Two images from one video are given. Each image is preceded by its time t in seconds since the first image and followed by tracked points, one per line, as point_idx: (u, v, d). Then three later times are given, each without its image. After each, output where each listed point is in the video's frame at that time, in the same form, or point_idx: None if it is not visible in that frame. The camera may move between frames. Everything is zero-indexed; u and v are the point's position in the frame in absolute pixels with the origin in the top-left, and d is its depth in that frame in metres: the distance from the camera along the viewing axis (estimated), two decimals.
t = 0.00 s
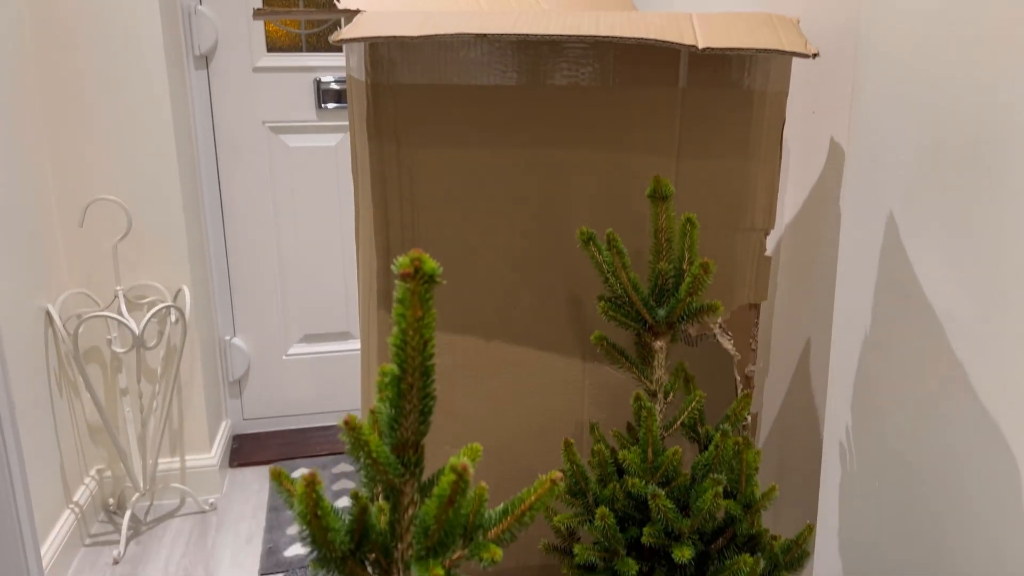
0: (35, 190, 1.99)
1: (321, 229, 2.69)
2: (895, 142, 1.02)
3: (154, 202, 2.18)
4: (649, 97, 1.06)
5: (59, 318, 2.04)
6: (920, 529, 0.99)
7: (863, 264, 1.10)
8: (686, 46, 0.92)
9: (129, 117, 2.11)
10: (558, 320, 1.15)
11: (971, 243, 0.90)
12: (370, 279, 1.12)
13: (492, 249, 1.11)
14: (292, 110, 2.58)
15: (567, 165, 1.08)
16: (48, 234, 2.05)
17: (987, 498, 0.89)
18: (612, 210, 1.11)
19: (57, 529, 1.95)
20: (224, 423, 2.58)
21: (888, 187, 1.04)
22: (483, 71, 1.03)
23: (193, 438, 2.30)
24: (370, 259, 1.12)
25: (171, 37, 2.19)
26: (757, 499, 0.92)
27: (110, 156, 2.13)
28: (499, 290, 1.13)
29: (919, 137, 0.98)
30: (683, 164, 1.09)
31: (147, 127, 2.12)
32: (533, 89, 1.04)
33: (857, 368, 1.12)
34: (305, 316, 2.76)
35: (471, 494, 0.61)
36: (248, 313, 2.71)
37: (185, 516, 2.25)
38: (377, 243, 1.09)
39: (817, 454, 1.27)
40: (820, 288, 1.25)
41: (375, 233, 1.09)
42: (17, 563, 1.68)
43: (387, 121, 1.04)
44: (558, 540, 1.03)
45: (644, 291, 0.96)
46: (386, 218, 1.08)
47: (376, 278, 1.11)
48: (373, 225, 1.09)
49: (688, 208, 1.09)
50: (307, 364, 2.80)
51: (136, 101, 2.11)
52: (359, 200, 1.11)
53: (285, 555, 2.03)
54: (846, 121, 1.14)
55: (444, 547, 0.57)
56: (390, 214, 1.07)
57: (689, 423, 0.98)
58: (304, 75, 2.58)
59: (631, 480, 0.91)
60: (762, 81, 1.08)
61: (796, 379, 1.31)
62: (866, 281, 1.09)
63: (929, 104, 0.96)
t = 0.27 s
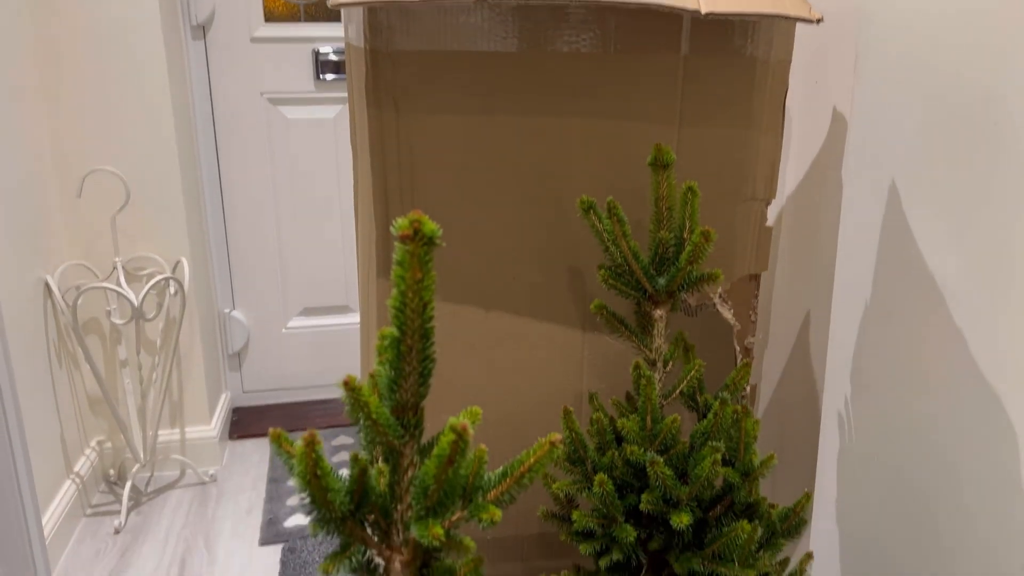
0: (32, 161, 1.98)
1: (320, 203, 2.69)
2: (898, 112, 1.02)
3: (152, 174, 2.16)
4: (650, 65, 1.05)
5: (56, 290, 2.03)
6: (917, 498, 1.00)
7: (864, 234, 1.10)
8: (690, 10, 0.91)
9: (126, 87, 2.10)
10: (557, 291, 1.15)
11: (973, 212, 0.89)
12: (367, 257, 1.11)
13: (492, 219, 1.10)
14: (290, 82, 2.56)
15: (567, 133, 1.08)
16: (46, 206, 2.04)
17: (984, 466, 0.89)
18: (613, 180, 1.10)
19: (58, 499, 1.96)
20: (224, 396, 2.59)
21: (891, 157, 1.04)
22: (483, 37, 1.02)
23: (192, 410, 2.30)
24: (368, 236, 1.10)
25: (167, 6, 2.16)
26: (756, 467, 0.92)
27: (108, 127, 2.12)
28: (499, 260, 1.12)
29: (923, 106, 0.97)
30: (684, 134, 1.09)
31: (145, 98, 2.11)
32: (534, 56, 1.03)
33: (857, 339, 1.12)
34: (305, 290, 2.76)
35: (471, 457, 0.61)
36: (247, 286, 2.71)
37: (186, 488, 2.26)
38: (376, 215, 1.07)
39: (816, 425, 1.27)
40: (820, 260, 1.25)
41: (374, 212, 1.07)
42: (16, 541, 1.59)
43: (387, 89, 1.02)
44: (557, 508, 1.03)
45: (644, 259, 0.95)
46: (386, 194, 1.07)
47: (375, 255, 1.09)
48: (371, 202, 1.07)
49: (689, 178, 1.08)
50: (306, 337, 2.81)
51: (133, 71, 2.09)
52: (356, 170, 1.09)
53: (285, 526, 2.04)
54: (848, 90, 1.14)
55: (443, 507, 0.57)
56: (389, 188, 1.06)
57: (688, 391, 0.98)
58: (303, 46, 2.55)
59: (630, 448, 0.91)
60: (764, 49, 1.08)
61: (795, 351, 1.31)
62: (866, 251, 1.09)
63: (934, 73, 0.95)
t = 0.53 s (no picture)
0: (26, 126, 1.96)
1: (319, 171, 2.67)
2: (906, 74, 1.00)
3: (148, 140, 2.14)
4: (653, 25, 1.04)
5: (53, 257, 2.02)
6: (918, 464, 1.00)
7: (868, 200, 1.08)
8: None
9: (122, 51, 2.07)
10: (557, 256, 1.14)
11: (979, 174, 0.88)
12: (365, 226, 1.08)
13: (492, 182, 1.08)
14: (288, 48, 2.53)
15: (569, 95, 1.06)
16: (42, 172, 2.02)
17: (985, 431, 0.88)
18: (615, 143, 1.09)
19: (58, 466, 1.96)
20: (223, 365, 2.59)
21: (897, 121, 1.02)
22: None
23: (191, 378, 2.30)
24: (365, 205, 1.07)
25: None
26: (756, 433, 0.93)
27: (103, 92, 2.09)
28: (499, 224, 1.11)
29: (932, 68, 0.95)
30: (688, 96, 1.07)
31: (140, 62, 2.08)
32: (535, 15, 1.01)
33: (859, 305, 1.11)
34: (303, 259, 2.75)
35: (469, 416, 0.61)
36: (245, 255, 2.69)
37: (185, 455, 2.26)
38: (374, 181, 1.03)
39: (816, 393, 1.27)
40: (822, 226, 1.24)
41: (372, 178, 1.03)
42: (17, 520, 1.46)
43: (384, 50, 0.99)
44: (556, 473, 1.03)
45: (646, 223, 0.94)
46: (385, 161, 1.04)
47: (375, 223, 1.06)
48: (370, 169, 1.04)
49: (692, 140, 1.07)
50: (305, 307, 2.80)
51: (127, 34, 2.06)
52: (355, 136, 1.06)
53: (285, 493, 2.04)
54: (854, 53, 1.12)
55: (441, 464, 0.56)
56: (388, 155, 1.03)
57: (689, 357, 0.97)
58: (301, 12, 2.51)
59: (629, 412, 0.91)
60: (771, 9, 1.05)
61: (796, 318, 1.30)
62: (870, 216, 1.08)
63: (943, 33, 0.93)
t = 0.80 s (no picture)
0: (21, 96, 1.94)
1: (316, 145, 2.65)
2: (910, 43, 0.98)
3: (143, 111, 2.12)
4: None
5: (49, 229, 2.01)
6: (916, 437, 1.00)
7: (870, 171, 1.07)
8: None
9: (116, 21, 2.04)
10: (556, 227, 1.13)
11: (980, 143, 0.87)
12: (362, 197, 1.07)
13: (491, 152, 1.07)
14: (285, 19, 2.50)
15: (568, 63, 1.05)
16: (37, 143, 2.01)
17: (983, 403, 0.88)
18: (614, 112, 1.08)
19: (56, 438, 1.97)
20: (221, 339, 2.58)
21: (900, 91, 1.01)
22: None
23: (189, 352, 2.30)
24: (363, 176, 1.06)
25: None
26: (755, 404, 0.92)
27: (98, 62, 2.07)
28: (498, 194, 1.10)
29: (936, 37, 0.94)
30: (689, 65, 1.06)
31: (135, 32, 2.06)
32: None
33: (859, 278, 1.10)
34: (301, 233, 2.74)
35: (466, 382, 0.61)
36: (243, 229, 2.68)
37: (183, 428, 2.26)
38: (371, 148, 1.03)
39: (815, 366, 1.27)
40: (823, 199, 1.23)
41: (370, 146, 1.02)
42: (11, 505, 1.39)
43: (382, 15, 0.98)
44: (554, 444, 1.03)
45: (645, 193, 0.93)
46: (382, 129, 1.02)
47: (369, 195, 1.06)
48: (366, 138, 1.03)
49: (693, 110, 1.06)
50: (303, 282, 2.79)
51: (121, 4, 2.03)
52: (351, 103, 1.05)
53: (283, 466, 2.04)
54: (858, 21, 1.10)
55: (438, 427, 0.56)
56: (386, 124, 1.02)
57: (688, 328, 0.97)
58: None
59: (627, 383, 0.90)
60: None
61: (795, 291, 1.30)
62: (872, 188, 1.07)
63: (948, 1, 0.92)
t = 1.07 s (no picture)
0: (15, 63, 1.91)
1: (315, 116, 2.62)
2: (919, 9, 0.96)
3: (140, 80, 2.10)
4: None
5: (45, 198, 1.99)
6: (918, 409, 0.99)
7: (876, 141, 1.06)
8: None
9: None
10: (557, 196, 1.12)
11: (989, 111, 0.86)
12: (360, 165, 1.06)
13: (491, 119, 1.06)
14: None
15: (571, 29, 1.03)
16: (32, 111, 1.98)
17: (987, 375, 0.87)
18: (617, 79, 1.06)
19: (54, 409, 1.96)
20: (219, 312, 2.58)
21: (909, 59, 0.99)
22: None
23: (187, 324, 2.29)
24: (361, 142, 1.05)
25: None
26: (756, 374, 0.92)
27: (93, 29, 2.03)
28: (499, 163, 1.08)
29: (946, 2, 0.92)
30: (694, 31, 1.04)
31: None
32: None
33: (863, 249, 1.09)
34: (300, 206, 2.72)
35: (465, 347, 0.60)
36: (242, 201, 2.67)
37: (182, 401, 2.26)
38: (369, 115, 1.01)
39: (816, 338, 1.26)
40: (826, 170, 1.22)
41: (368, 111, 1.00)
42: None
43: None
44: (553, 414, 1.03)
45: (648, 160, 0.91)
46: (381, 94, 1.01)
47: (367, 163, 1.04)
48: (365, 103, 1.01)
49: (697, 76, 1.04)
50: (302, 254, 2.78)
51: None
52: (349, 68, 1.03)
53: (282, 438, 2.04)
54: None
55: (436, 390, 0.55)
56: (385, 89, 1.00)
57: (689, 299, 0.96)
58: None
59: (628, 353, 0.89)
60: None
61: (797, 264, 1.29)
62: (878, 158, 1.06)
63: None
